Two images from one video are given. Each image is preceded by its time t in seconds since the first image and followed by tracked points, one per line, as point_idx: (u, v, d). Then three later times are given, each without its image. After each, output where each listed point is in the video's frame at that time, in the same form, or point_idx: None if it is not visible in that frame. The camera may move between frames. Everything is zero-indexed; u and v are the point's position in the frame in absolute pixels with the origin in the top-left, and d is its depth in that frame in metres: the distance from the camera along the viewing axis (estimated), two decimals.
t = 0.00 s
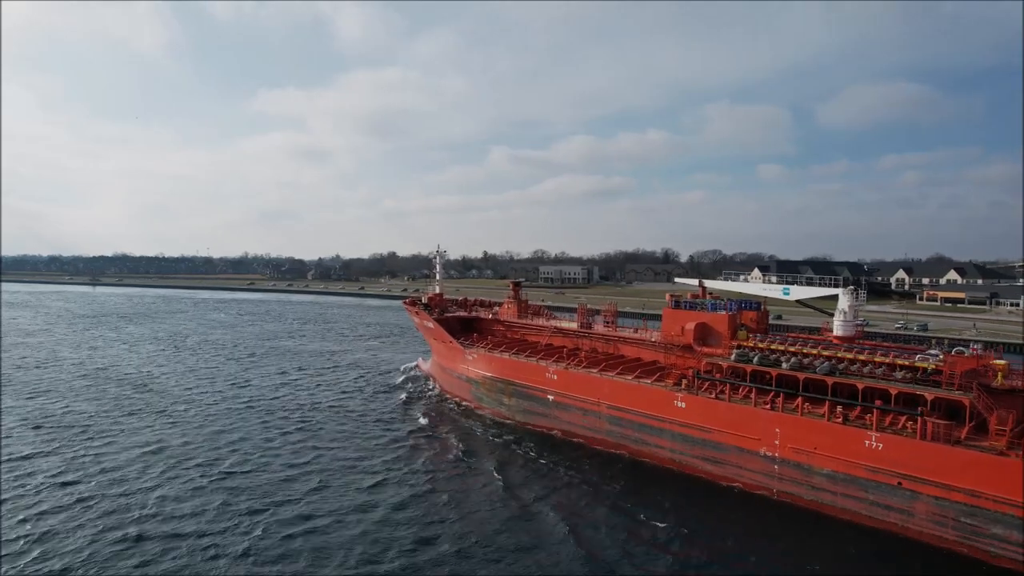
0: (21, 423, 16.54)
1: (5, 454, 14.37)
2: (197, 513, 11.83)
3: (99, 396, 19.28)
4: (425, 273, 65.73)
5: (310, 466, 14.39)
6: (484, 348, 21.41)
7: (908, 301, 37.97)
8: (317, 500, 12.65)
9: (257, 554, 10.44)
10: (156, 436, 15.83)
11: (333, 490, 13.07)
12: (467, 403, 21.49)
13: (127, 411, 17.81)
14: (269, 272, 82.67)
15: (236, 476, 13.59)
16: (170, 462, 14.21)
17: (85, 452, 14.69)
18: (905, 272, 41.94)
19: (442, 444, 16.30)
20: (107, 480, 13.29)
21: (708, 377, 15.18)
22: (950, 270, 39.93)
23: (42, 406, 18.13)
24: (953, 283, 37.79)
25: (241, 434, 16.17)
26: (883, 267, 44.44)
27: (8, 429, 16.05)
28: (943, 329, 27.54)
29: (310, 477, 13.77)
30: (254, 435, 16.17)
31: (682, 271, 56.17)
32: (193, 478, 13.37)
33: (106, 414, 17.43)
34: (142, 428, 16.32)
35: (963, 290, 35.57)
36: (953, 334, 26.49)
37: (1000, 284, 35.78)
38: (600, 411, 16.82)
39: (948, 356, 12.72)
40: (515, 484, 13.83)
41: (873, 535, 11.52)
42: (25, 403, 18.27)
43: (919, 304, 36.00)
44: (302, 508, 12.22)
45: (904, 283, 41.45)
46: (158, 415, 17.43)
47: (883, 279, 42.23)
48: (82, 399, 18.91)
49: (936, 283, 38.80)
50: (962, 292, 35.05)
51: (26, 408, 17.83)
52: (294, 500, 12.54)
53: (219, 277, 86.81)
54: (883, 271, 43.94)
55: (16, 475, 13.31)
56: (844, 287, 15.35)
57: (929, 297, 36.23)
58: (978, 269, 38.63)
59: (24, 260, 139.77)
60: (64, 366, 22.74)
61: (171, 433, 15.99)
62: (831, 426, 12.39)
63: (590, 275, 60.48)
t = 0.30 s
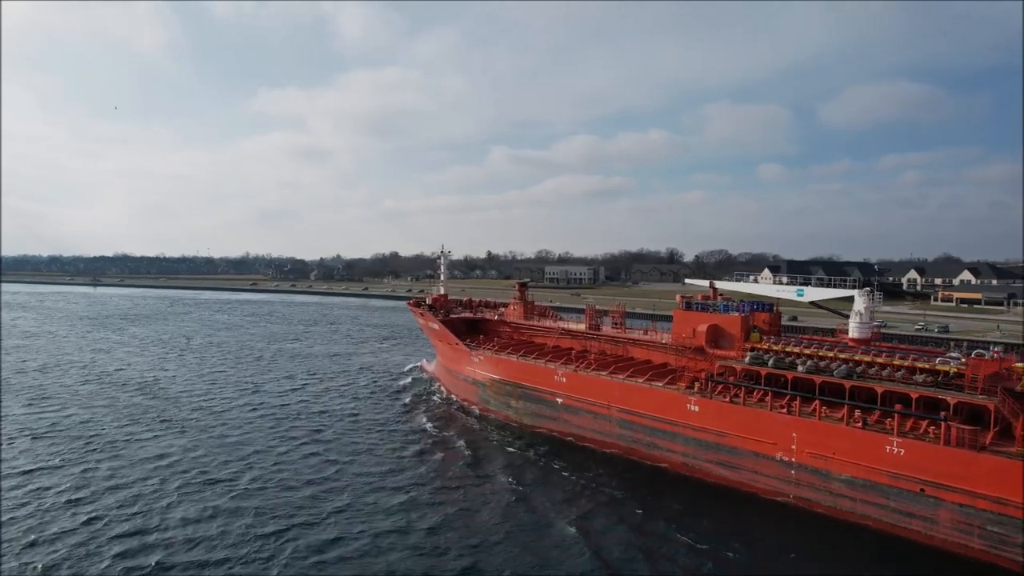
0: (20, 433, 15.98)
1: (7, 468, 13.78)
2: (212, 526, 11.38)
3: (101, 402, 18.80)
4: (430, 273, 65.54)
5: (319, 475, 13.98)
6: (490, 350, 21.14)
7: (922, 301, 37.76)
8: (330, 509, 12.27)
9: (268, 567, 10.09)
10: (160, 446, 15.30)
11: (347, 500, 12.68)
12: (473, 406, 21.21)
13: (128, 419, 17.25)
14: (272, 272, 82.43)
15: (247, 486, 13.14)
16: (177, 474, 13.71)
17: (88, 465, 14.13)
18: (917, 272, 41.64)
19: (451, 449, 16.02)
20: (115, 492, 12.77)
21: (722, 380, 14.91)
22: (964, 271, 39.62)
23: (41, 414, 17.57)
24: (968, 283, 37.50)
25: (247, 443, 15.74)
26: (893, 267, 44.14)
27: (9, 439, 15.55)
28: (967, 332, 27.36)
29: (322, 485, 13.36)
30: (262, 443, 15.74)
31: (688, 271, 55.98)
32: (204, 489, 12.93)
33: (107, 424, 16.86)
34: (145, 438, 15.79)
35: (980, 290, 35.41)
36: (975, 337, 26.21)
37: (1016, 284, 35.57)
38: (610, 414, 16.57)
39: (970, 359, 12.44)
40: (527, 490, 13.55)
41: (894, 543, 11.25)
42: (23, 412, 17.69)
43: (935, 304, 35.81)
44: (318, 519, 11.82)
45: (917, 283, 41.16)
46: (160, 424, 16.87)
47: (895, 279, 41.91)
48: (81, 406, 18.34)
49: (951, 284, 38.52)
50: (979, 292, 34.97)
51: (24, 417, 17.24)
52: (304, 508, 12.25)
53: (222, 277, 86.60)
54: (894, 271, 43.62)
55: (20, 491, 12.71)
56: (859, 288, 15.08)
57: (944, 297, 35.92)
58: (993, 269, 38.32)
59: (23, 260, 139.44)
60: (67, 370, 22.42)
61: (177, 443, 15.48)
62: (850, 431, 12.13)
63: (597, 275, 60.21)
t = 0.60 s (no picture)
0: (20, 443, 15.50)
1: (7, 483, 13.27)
2: (224, 540, 10.97)
3: (102, 409, 18.39)
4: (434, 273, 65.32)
5: (327, 481, 13.67)
6: (496, 352, 20.88)
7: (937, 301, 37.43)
8: (339, 518, 11.95)
9: None
10: (165, 456, 14.84)
11: (358, 508, 12.33)
12: (478, 408, 20.96)
13: (131, 428, 16.78)
14: (275, 272, 82.22)
15: (257, 496, 12.72)
16: (184, 484, 13.27)
17: (92, 475, 13.84)
18: (929, 272, 41.36)
19: (459, 453, 15.75)
20: (121, 507, 12.30)
21: (735, 383, 14.66)
22: (977, 271, 39.33)
23: (41, 422, 17.11)
24: (981, 284, 37.23)
25: (253, 449, 15.38)
26: (903, 267, 43.84)
27: (8, 448, 15.10)
28: (992, 334, 27.01)
29: (331, 493, 13.00)
30: (268, 450, 15.37)
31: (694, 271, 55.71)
32: (213, 500, 12.51)
33: (110, 433, 16.38)
34: (148, 448, 15.32)
35: (996, 290, 35.13)
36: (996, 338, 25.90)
37: None
38: (621, 417, 16.33)
39: (991, 361, 12.18)
40: (537, 495, 13.29)
41: (916, 550, 10.98)
42: (22, 420, 17.19)
43: (950, 304, 35.51)
44: (330, 529, 11.45)
45: (928, 283, 40.90)
46: (164, 433, 16.41)
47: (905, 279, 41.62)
48: (82, 415, 17.86)
49: (964, 284, 38.22)
50: (997, 292, 34.72)
51: (23, 426, 16.73)
52: (311, 515, 11.98)
53: (224, 277, 86.43)
54: (904, 271, 43.33)
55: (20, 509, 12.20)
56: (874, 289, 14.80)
57: (959, 297, 35.64)
58: (1006, 269, 38.04)
59: (25, 260, 139.32)
60: (68, 373, 22.16)
61: (182, 453, 15.03)
62: (869, 435, 11.87)
63: (602, 275, 59.97)
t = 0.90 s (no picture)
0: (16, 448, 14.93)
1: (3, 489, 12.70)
2: (231, 552, 10.48)
3: (101, 412, 17.96)
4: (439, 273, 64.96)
5: (332, 486, 13.35)
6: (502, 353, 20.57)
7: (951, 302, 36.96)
8: (344, 524, 11.62)
9: None
10: (167, 462, 14.32)
11: (364, 516, 11.94)
12: (484, 411, 20.65)
13: (131, 432, 16.24)
14: (278, 272, 81.94)
15: (263, 505, 12.25)
16: (187, 493, 12.73)
17: (95, 476, 13.52)
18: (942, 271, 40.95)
19: (465, 457, 15.47)
20: (123, 515, 11.76)
21: (748, 386, 14.37)
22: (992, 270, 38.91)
23: (38, 426, 16.58)
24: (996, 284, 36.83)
25: (256, 453, 14.96)
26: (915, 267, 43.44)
27: (5, 453, 14.54)
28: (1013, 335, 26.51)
29: (336, 499, 12.64)
30: (271, 455, 14.95)
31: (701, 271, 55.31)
32: (218, 509, 12.02)
33: (109, 437, 15.84)
34: (148, 454, 14.75)
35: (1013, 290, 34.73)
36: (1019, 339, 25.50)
37: None
38: (631, 420, 16.04)
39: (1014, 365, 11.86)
40: (546, 500, 12.99)
41: (939, 558, 10.67)
42: (18, 424, 16.66)
43: (965, 304, 35.11)
44: (337, 539, 11.07)
45: (942, 283, 40.50)
46: (165, 437, 15.86)
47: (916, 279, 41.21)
48: (80, 418, 17.31)
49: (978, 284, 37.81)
50: (1012, 292, 34.25)
51: (19, 431, 16.18)
52: (317, 521, 11.67)
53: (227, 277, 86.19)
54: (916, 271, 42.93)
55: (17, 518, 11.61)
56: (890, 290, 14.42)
57: (977, 298, 35.22)
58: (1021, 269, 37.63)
59: (27, 260, 138.89)
60: (69, 375, 21.86)
61: (184, 458, 14.50)
62: (889, 439, 11.57)
63: (608, 275, 59.60)
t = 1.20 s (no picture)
0: (18, 460, 14.49)
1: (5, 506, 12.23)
2: (245, 569, 10.19)
3: (105, 418, 17.59)
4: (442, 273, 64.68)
5: (340, 497, 13.11)
6: (508, 354, 20.31)
7: (963, 302, 36.73)
8: (354, 540, 11.36)
9: None
10: (174, 475, 13.88)
11: (373, 531, 11.72)
12: (489, 412, 20.40)
13: (136, 442, 15.79)
14: (280, 273, 81.43)
15: (275, 522, 11.86)
16: (197, 508, 12.31)
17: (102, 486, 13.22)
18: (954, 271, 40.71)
19: (474, 465, 15.24)
20: (131, 533, 11.32)
21: (761, 388, 14.13)
22: (1006, 270, 38.64)
23: (40, 435, 16.15)
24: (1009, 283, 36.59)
25: (263, 463, 14.69)
26: (925, 267, 43.21)
27: (9, 464, 14.18)
28: None
29: (347, 514, 12.35)
30: (279, 465, 14.59)
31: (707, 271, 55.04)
32: (229, 526, 11.64)
33: (113, 447, 15.38)
34: (154, 466, 14.30)
35: None
36: None
37: None
38: (640, 422, 15.79)
39: None
40: (557, 512, 12.76)
41: (961, 566, 10.43)
42: (20, 434, 16.21)
43: (978, 305, 34.89)
44: (349, 557, 10.77)
45: (954, 283, 40.28)
46: (171, 448, 15.41)
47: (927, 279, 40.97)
48: (84, 427, 16.87)
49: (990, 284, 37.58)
50: None
51: (21, 441, 15.73)
52: (329, 536, 11.43)
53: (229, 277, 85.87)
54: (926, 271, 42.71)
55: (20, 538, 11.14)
56: (905, 291, 14.17)
57: (993, 298, 34.95)
58: None
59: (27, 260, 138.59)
60: (70, 377, 21.58)
61: (191, 471, 14.07)
62: (909, 443, 11.31)
63: (613, 275, 59.37)
